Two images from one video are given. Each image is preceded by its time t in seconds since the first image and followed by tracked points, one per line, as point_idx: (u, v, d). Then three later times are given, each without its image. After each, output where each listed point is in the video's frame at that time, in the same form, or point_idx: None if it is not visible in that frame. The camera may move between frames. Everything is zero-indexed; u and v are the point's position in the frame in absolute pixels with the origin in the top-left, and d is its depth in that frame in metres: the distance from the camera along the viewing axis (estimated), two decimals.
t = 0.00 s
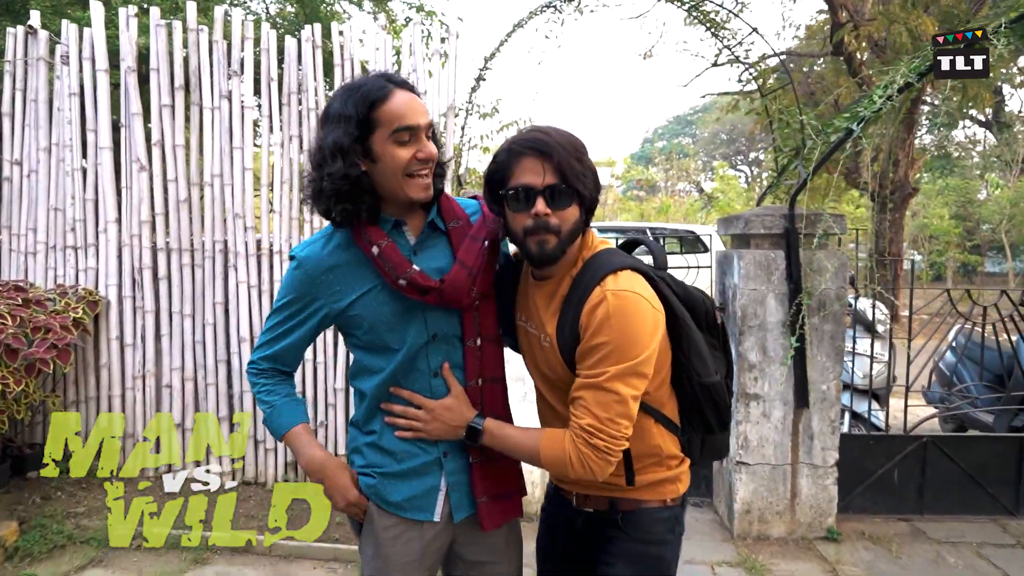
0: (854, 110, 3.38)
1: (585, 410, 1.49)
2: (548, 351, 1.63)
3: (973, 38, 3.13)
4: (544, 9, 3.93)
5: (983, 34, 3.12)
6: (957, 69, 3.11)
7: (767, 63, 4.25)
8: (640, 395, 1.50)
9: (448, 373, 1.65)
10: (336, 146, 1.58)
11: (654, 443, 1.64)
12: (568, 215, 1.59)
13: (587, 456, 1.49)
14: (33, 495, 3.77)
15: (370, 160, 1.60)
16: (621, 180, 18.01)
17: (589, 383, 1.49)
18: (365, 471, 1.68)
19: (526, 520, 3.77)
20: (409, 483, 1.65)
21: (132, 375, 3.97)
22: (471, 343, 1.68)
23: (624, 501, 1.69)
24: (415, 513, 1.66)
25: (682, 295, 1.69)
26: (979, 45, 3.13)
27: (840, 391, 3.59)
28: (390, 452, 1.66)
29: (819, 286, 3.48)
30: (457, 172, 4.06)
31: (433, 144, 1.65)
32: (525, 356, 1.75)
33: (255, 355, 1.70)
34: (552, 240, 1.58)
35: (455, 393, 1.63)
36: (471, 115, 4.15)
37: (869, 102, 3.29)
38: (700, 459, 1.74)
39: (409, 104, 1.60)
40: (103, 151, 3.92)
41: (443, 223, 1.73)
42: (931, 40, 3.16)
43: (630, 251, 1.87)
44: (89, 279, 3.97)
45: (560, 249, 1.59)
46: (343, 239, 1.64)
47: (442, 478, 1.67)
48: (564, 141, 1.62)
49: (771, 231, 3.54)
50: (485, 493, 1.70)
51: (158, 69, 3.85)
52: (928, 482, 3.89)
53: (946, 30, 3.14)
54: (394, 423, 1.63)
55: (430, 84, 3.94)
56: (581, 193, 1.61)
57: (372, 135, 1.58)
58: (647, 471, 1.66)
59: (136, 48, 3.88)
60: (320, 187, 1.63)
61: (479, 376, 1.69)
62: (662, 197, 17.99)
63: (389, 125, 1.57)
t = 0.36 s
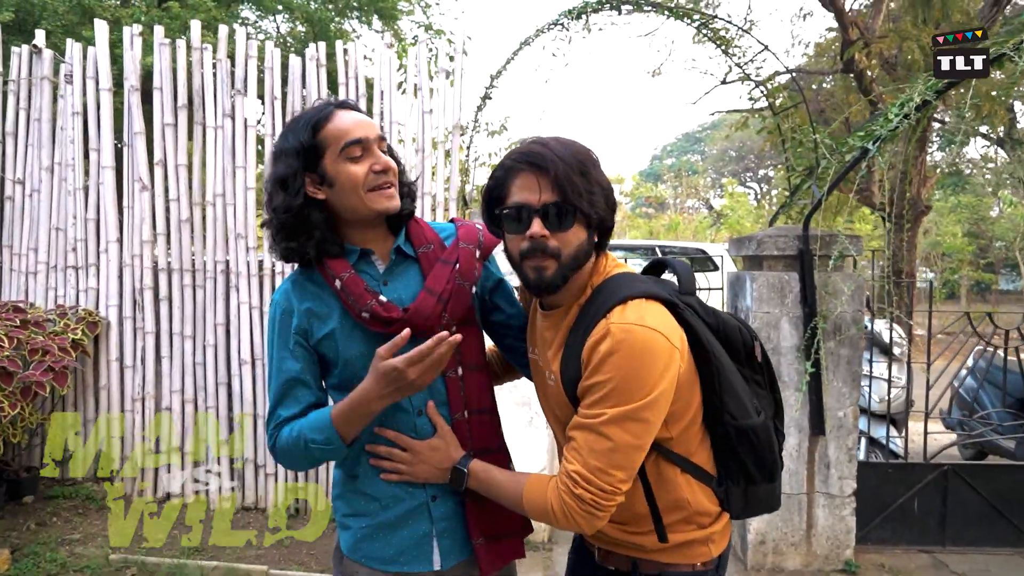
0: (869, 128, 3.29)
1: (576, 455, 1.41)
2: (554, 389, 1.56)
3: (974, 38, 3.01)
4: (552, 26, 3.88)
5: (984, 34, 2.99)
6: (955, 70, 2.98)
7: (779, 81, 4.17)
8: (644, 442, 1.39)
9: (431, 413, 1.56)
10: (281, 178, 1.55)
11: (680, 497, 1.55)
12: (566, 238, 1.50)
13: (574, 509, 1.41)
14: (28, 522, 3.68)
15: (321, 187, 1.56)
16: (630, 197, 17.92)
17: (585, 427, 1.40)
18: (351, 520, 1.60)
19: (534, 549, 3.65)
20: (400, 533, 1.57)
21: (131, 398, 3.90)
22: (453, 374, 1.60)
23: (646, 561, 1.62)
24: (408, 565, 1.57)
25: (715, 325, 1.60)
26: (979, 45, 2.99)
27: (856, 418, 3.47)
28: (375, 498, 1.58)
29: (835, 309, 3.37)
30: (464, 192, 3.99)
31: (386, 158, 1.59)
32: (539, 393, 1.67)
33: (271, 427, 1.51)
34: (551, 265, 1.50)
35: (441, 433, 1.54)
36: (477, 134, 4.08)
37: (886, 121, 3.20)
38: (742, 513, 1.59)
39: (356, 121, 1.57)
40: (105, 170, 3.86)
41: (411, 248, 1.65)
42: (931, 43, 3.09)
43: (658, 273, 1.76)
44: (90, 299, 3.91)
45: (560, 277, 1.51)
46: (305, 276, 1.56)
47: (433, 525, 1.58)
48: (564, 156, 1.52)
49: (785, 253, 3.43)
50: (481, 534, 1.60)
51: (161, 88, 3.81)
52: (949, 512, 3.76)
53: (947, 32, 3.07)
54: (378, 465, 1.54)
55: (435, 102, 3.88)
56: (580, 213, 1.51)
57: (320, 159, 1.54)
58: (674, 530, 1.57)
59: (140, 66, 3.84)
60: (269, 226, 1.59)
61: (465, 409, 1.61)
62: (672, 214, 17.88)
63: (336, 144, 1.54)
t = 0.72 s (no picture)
0: (875, 132, 3.24)
1: (582, 476, 1.36)
2: (557, 405, 1.51)
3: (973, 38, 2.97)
4: (553, 31, 3.83)
5: (983, 35, 2.95)
6: (957, 70, 2.93)
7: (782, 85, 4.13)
8: (650, 465, 1.34)
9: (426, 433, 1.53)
10: (283, 174, 1.51)
11: (678, 516, 1.51)
12: (511, 245, 1.47)
13: (578, 530, 1.36)
14: (22, 532, 3.64)
15: (322, 193, 1.52)
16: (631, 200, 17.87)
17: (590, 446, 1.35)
18: (344, 547, 1.55)
19: (535, 559, 3.60)
20: (396, 557, 1.53)
21: (128, 406, 3.86)
22: (446, 393, 1.56)
23: None
24: None
25: (720, 344, 1.57)
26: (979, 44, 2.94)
27: (862, 428, 3.42)
28: (368, 522, 1.53)
29: (840, 317, 3.32)
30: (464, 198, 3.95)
31: (390, 174, 1.56)
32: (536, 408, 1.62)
33: (268, 449, 1.46)
34: (503, 267, 1.52)
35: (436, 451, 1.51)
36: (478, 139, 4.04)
37: (892, 126, 3.15)
38: (739, 533, 1.56)
39: (368, 134, 1.54)
40: (102, 176, 3.83)
41: (403, 263, 1.61)
42: (933, 42, 3.05)
43: (662, 289, 1.72)
44: (86, 306, 3.87)
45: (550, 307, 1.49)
46: (293, 291, 1.51)
47: (430, 549, 1.54)
48: (545, 163, 1.43)
49: (789, 260, 3.39)
50: (480, 555, 1.56)
51: (158, 93, 3.77)
52: (956, 522, 3.71)
53: (947, 32, 3.04)
54: (372, 489, 1.50)
55: (436, 107, 3.83)
56: (531, 222, 1.42)
57: (325, 164, 1.50)
58: (668, 548, 1.53)
59: (137, 71, 3.80)
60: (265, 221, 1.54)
61: (459, 429, 1.57)
62: (674, 217, 17.82)
63: (345, 153, 1.50)
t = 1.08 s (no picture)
0: (884, 126, 3.20)
1: (594, 468, 1.33)
2: (563, 399, 1.46)
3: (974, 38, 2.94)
4: (558, 23, 3.79)
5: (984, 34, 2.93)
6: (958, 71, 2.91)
7: (789, 77, 4.07)
8: (662, 456, 1.32)
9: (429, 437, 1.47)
10: (287, 160, 1.46)
11: (682, 510, 1.47)
12: (521, 233, 1.45)
13: (591, 524, 1.33)
14: (22, 528, 3.62)
15: (326, 180, 1.48)
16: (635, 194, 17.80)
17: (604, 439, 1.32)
18: (340, 555, 1.50)
19: (538, 557, 3.57)
20: (395, 563, 1.49)
21: (128, 401, 3.84)
22: (444, 390, 1.54)
23: None
24: None
25: (721, 338, 1.54)
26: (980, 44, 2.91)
27: (869, 426, 3.38)
28: (365, 529, 1.49)
29: (848, 313, 3.28)
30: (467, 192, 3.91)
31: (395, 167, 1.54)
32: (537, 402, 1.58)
33: (246, 447, 1.43)
34: (513, 256, 1.49)
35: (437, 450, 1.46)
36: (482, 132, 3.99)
37: (900, 120, 3.11)
38: (737, 528, 1.55)
39: (372, 124, 1.52)
40: (101, 169, 3.79)
41: (399, 259, 1.58)
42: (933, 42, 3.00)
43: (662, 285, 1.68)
44: (86, 300, 3.84)
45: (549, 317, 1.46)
46: (286, 286, 1.48)
47: (429, 554, 1.50)
48: (560, 153, 1.41)
49: (797, 256, 3.35)
50: (480, 558, 1.53)
51: (158, 85, 3.73)
52: (963, 521, 3.67)
53: (947, 31, 2.99)
54: (368, 494, 1.45)
55: (438, 100, 3.79)
56: (544, 211, 1.40)
57: (330, 151, 1.47)
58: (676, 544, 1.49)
59: (137, 63, 3.76)
60: (267, 211, 1.49)
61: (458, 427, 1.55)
62: (677, 212, 17.75)
63: (351, 141, 1.47)
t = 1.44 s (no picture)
0: (888, 122, 3.16)
1: (610, 461, 1.30)
2: (572, 393, 1.43)
3: (975, 38, 2.91)
4: (559, 18, 3.75)
5: (984, 34, 2.90)
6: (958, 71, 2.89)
7: (792, 72, 4.03)
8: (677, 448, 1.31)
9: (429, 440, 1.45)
10: (276, 159, 1.43)
11: (686, 504, 1.45)
12: (537, 222, 1.41)
13: (607, 517, 1.30)
14: (21, 529, 3.60)
15: (316, 178, 1.45)
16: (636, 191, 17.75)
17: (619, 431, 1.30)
18: (338, 563, 1.47)
19: (540, 556, 3.54)
20: (394, 572, 1.46)
21: (127, 400, 3.81)
22: (444, 392, 1.51)
23: None
24: None
25: (728, 333, 1.52)
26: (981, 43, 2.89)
27: (874, 424, 3.35)
28: (365, 537, 1.46)
29: (852, 311, 3.25)
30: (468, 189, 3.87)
31: (386, 161, 1.51)
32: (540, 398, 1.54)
33: (242, 454, 1.40)
34: (526, 247, 1.46)
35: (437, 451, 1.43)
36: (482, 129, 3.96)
37: (904, 115, 3.07)
38: (739, 525, 1.54)
39: (361, 119, 1.49)
40: (99, 167, 3.76)
41: (395, 258, 1.55)
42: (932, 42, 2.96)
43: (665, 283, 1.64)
44: (85, 299, 3.81)
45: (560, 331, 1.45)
46: (279, 289, 1.45)
47: (429, 562, 1.47)
48: (577, 143, 1.40)
49: (801, 253, 3.32)
50: (481, 564, 1.50)
51: (156, 82, 3.70)
52: (969, 519, 3.64)
53: (948, 31, 2.95)
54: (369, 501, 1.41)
55: (439, 96, 3.75)
56: (562, 200, 1.38)
57: (319, 148, 1.44)
58: (681, 541, 1.46)
59: (135, 60, 3.73)
60: (256, 212, 1.45)
61: (459, 430, 1.53)
62: (679, 209, 17.70)
63: (341, 137, 1.45)
